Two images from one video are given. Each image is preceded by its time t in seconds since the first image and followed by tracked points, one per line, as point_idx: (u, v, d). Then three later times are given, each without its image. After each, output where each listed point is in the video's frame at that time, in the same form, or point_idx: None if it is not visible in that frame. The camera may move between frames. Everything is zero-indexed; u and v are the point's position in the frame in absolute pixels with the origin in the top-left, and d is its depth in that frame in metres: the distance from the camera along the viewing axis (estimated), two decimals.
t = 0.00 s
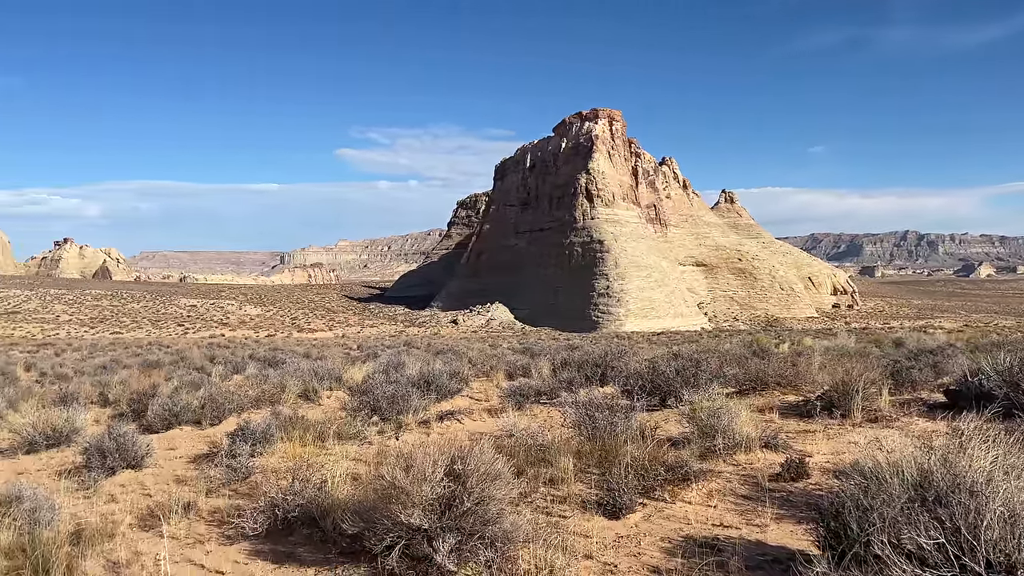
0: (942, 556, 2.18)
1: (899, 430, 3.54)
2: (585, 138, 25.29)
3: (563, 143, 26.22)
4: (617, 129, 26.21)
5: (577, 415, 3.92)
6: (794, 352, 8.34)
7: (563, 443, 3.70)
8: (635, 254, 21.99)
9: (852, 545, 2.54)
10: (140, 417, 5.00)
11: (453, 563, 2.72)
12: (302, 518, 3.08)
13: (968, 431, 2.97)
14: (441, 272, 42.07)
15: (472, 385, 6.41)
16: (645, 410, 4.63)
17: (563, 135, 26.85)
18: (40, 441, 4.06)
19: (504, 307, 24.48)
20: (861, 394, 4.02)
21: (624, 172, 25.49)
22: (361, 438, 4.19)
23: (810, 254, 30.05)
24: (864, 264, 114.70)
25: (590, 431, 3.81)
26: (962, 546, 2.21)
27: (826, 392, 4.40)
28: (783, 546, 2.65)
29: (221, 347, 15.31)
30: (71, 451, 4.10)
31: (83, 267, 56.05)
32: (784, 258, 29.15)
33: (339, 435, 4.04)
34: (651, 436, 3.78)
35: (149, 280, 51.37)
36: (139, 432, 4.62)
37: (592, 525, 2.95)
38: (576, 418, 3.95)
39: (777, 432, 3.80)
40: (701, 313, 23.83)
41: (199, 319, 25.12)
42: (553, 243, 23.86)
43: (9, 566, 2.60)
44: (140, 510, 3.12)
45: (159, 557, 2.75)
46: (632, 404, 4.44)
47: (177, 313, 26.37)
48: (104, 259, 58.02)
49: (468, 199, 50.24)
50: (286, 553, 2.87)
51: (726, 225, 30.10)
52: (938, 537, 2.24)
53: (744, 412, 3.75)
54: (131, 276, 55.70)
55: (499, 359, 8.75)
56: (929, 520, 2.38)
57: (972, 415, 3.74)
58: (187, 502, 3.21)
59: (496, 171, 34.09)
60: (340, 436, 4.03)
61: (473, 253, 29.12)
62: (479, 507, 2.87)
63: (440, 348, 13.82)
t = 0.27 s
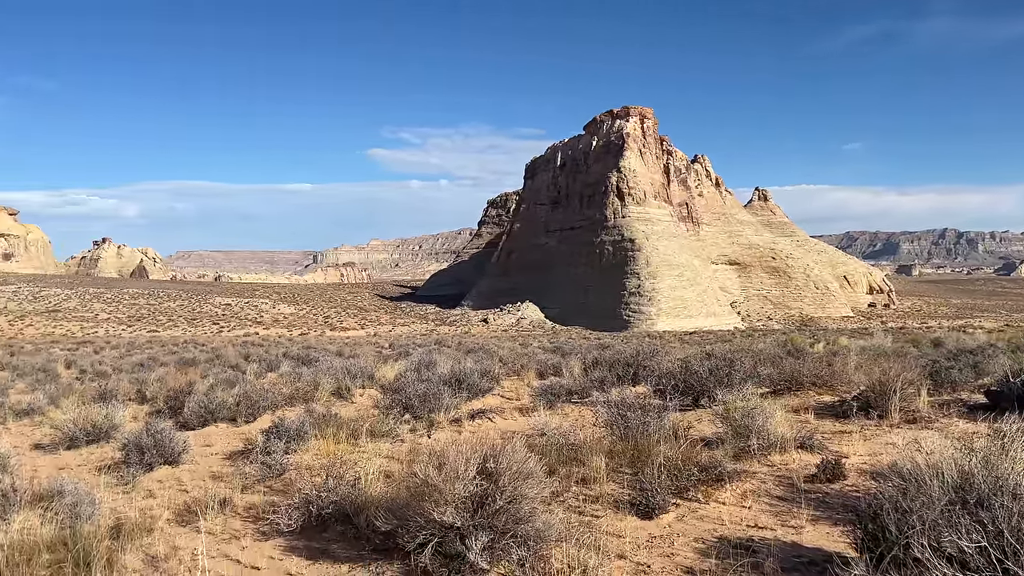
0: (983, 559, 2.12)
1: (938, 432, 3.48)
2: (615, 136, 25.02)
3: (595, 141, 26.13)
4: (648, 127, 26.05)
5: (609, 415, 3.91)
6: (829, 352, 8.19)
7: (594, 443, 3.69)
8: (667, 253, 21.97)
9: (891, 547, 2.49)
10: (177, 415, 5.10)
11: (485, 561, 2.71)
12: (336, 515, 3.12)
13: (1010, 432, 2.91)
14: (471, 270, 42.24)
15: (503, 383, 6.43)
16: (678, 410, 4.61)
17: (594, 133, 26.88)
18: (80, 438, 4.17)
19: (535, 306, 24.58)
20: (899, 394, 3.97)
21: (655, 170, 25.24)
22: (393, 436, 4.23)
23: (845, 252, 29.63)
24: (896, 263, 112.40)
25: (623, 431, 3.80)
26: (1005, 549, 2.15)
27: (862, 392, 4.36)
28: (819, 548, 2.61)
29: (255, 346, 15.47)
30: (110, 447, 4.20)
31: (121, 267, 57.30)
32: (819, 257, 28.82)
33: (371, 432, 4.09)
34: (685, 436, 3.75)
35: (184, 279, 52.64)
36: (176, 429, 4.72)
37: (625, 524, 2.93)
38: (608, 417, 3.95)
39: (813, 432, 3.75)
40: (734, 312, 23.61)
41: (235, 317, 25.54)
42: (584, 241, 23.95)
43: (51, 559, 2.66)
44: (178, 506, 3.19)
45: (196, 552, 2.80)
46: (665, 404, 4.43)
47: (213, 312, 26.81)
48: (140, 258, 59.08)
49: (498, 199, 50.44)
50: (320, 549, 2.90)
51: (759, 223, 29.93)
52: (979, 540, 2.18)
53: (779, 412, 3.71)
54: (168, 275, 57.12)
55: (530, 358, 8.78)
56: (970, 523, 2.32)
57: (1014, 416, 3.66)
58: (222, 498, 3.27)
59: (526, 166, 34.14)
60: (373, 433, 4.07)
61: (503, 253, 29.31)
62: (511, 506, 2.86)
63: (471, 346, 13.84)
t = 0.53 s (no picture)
0: None
1: (980, 434, 3.42)
2: (648, 134, 25.57)
3: (628, 139, 26.55)
4: (682, 124, 26.62)
5: (642, 414, 3.90)
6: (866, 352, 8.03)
7: (628, 442, 3.68)
8: (700, 251, 21.81)
9: (932, 550, 2.42)
10: (213, 411, 5.20)
11: (519, 561, 2.71)
12: (370, 512, 3.15)
13: None
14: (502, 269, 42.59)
15: (535, 381, 6.43)
16: (713, 410, 4.59)
17: (626, 132, 27.34)
18: (122, 434, 4.29)
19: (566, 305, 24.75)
20: (938, 395, 3.91)
21: (688, 166, 25.77)
22: (426, 434, 4.26)
23: (882, 251, 29.19)
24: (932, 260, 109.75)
25: (656, 431, 3.77)
26: None
27: (901, 393, 4.31)
28: (858, 551, 2.56)
29: (291, 344, 15.67)
30: (151, 442, 4.32)
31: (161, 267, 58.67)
32: (855, 254, 28.51)
33: (405, 430, 4.15)
34: (719, 436, 3.73)
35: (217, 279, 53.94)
36: (213, 425, 4.84)
37: (660, 525, 2.91)
38: (641, 416, 3.94)
39: (850, 433, 3.70)
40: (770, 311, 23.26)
41: (269, 315, 26.00)
42: (615, 240, 23.98)
43: (94, 552, 2.73)
44: (215, 501, 3.25)
45: (234, 547, 2.86)
46: (700, 404, 4.42)
47: (249, 310, 27.27)
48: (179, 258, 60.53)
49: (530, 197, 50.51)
50: (355, 545, 2.93)
51: (793, 221, 29.78)
52: None
53: (816, 412, 3.67)
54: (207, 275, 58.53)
55: (563, 357, 8.79)
56: (1018, 529, 2.24)
57: None
58: (258, 494, 3.33)
59: (559, 165, 34.79)
60: (406, 431, 4.10)
61: (537, 252, 29.66)
62: (544, 505, 2.86)
63: (503, 345, 13.83)
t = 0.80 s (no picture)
0: None
1: None
2: (683, 132, 25.44)
3: (661, 137, 26.51)
4: (717, 121, 26.05)
5: (677, 414, 3.89)
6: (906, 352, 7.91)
7: (662, 441, 3.66)
8: (735, 250, 21.93)
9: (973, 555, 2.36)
10: (250, 408, 5.31)
11: (553, 560, 2.71)
12: (405, 509, 3.18)
13: None
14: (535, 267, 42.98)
15: (568, 381, 6.41)
16: (748, 410, 4.57)
17: (660, 129, 27.27)
18: (162, 431, 4.40)
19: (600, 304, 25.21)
20: (983, 396, 3.83)
21: (723, 165, 25.21)
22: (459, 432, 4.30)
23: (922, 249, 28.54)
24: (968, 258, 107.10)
25: (691, 431, 3.76)
26: None
27: (943, 394, 4.23)
28: (898, 554, 2.51)
29: (325, 342, 15.97)
30: (190, 439, 4.41)
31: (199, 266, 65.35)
32: (894, 253, 27.98)
33: (439, 428, 4.21)
34: (756, 436, 3.71)
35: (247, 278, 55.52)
36: (251, 423, 4.93)
37: (695, 526, 2.89)
38: (675, 416, 3.93)
39: (890, 434, 3.65)
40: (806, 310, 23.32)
41: (304, 314, 26.60)
42: (648, 238, 24.26)
43: (136, 546, 2.80)
44: (252, 497, 3.32)
45: (272, 542, 2.91)
46: (735, 404, 4.39)
47: (285, 309, 27.96)
48: (215, 259, 66.33)
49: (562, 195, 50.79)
50: (390, 543, 2.96)
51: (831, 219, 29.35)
52: None
53: (855, 414, 3.62)
54: (240, 274, 62.47)
55: (594, 356, 8.79)
56: None
57: None
58: (294, 491, 3.38)
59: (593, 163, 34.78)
60: (440, 429, 4.16)
61: (571, 250, 30.18)
62: (578, 504, 2.85)
63: (536, 344, 13.91)
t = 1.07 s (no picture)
0: None
1: None
2: (718, 129, 25.65)
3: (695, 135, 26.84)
4: (752, 118, 26.35)
5: (713, 415, 3.87)
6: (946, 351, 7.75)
7: (698, 442, 3.64)
8: (771, 249, 22.10)
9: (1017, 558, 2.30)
10: (287, 406, 5.43)
11: (589, 560, 2.69)
12: (440, 507, 3.20)
13: None
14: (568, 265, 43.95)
15: (602, 380, 6.40)
16: (786, 410, 4.55)
17: (695, 127, 27.42)
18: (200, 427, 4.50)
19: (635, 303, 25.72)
20: None
21: (759, 162, 25.17)
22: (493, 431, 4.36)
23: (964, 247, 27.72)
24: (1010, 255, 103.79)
25: (727, 432, 3.75)
26: None
27: (987, 395, 4.15)
28: (941, 558, 2.46)
29: (361, 340, 16.29)
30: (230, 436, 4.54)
31: (236, 263, 68.72)
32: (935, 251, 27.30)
33: (473, 427, 4.28)
34: (794, 437, 3.68)
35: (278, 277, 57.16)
36: (289, 420, 5.05)
37: (732, 527, 2.87)
38: (711, 417, 3.92)
39: (932, 436, 3.59)
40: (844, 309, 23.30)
41: (339, 313, 27.24)
42: (684, 236, 24.71)
43: (177, 541, 2.86)
44: (289, 494, 3.39)
45: (310, 538, 2.96)
46: (772, 405, 4.39)
47: (321, 308, 28.73)
48: (251, 258, 69.78)
49: (596, 194, 51.14)
50: (426, 540, 2.98)
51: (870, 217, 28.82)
52: None
53: (895, 415, 3.57)
54: (278, 272, 65.25)
55: (624, 355, 8.81)
56: None
57: None
58: (331, 488, 3.45)
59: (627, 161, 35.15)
60: (474, 428, 4.23)
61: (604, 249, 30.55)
62: (614, 504, 2.82)
63: (567, 343, 14.02)
